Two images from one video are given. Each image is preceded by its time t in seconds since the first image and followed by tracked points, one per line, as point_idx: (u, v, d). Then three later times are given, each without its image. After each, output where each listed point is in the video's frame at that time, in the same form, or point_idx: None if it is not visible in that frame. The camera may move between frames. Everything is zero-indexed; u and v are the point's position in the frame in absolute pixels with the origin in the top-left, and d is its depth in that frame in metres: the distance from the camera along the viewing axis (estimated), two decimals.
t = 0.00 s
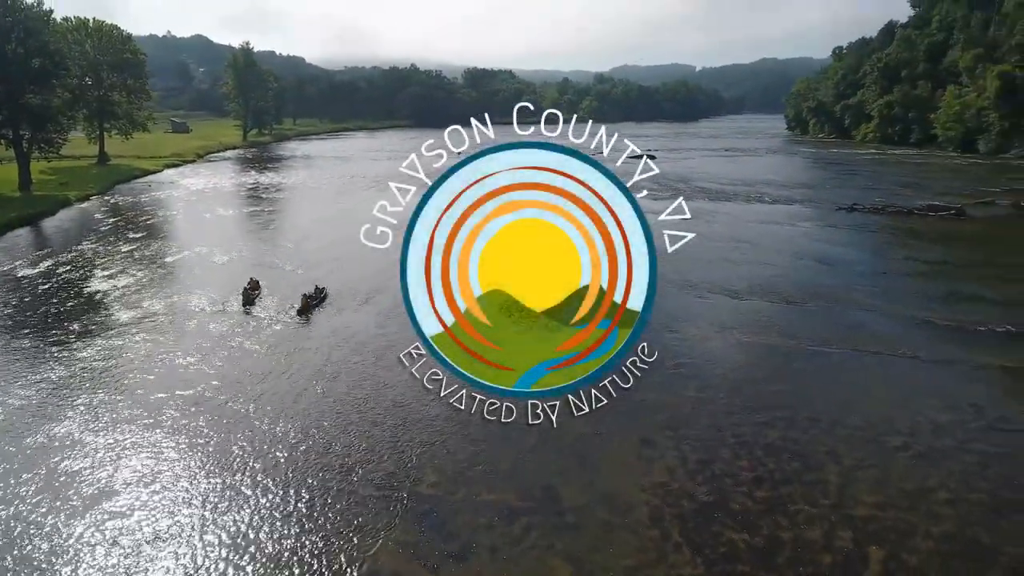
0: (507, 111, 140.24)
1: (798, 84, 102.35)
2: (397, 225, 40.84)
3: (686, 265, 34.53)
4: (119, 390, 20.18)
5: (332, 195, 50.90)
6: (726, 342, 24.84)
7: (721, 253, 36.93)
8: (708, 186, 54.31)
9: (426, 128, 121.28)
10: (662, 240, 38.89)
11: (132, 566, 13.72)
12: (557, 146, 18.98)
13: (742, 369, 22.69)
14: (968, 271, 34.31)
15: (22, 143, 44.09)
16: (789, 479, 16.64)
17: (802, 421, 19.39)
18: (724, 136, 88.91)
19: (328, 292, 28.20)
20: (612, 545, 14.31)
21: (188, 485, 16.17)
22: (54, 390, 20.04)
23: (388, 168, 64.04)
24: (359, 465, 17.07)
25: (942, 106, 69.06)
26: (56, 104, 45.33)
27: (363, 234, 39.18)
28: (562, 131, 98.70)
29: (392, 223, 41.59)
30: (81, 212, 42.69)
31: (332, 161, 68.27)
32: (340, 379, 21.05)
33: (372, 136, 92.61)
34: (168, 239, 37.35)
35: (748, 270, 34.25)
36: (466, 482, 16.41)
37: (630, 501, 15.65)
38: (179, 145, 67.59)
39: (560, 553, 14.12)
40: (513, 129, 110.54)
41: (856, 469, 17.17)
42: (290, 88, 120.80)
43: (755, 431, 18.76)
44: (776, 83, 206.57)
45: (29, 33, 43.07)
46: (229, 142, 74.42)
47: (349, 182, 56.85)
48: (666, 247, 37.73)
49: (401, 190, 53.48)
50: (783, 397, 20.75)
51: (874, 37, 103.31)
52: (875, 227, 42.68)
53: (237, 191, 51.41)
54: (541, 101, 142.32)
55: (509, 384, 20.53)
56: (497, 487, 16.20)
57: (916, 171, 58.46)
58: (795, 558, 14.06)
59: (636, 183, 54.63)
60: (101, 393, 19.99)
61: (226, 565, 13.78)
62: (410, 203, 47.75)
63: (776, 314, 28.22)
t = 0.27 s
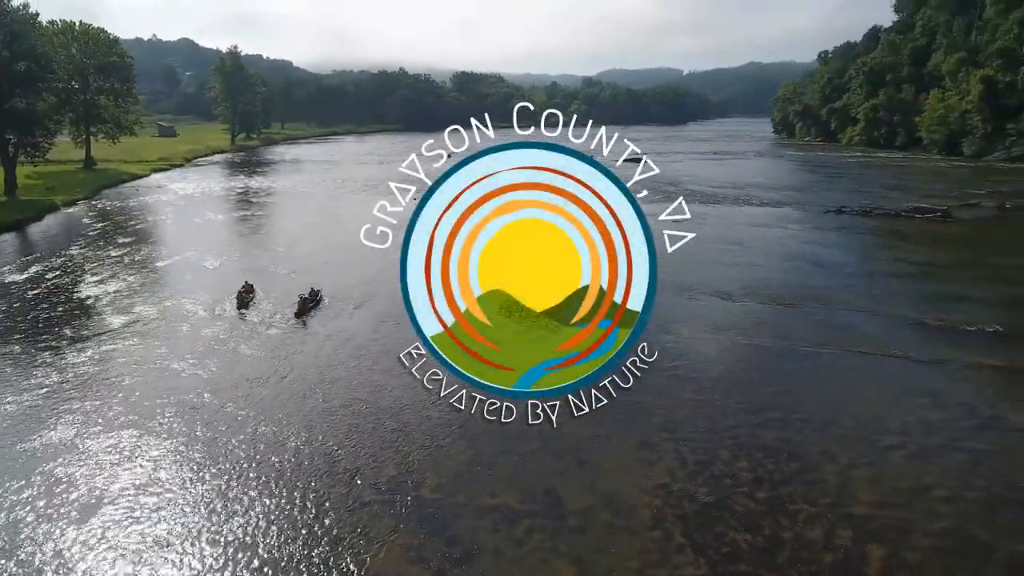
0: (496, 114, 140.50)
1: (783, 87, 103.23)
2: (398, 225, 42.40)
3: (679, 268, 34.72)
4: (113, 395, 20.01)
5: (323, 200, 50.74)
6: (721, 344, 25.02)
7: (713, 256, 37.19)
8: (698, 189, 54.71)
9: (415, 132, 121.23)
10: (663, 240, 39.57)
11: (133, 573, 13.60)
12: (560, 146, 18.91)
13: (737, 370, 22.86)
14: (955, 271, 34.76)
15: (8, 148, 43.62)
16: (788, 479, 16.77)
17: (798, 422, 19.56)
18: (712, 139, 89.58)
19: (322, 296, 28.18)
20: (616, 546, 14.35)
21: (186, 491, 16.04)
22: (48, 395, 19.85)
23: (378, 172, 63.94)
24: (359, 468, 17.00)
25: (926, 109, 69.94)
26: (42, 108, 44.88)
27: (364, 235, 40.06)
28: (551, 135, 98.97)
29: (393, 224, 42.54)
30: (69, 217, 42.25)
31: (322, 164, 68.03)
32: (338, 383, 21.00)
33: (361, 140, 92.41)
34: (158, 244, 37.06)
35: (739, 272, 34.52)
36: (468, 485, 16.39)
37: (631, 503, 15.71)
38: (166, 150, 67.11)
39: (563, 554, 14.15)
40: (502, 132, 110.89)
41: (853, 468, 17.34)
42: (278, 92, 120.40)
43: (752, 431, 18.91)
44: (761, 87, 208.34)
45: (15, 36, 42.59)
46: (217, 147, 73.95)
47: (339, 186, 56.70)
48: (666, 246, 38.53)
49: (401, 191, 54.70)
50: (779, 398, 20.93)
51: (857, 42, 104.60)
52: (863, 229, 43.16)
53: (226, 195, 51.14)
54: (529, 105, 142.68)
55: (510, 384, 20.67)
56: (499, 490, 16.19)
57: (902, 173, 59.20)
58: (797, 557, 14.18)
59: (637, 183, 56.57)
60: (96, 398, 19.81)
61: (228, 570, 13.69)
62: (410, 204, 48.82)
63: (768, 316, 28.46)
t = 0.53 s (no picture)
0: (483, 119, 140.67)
1: (769, 91, 104.14)
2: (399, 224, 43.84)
3: (671, 270, 34.94)
4: (107, 401, 19.78)
5: (312, 204, 50.51)
6: (714, 346, 25.21)
7: (703, 258, 37.45)
8: (686, 192, 55.11)
9: (402, 136, 121.08)
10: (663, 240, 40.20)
11: None
12: (561, 146, 18.95)
13: (731, 371, 23.04)
14: (941, 273, 35.21)
15: None
16: (786, 479, 16.91)
17: (794, 422, 19.74)
18: (698, 143, 90.29)
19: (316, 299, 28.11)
20: (618, 548, 14.40)
21: (185, 497, 15.89)
22: (40, 401, 19.62)
23: (367, 176, 63.75)
24: (358, 473, 16.91)
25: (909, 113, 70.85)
26: (27, 112, 44.28)
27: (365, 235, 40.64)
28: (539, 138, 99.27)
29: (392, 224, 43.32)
30: (54, 223, 41.73)
31: (310, 168, 67.74)
32: (334, 387, 20.92)
33: (348, 144, 92.05)
34: (147, 249, 36.70)
35: (730, 274, 34.81)
36: (469, 488, 16.37)
37: (632, 504, 15.77)
38: (151, 154, 66.46)
39: (567, 556, 14.17)
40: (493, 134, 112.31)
41: (849, 468, 17.52)
42: (264, 97, 119.80)
43: (750, 433, 19.03)
44: (745, 92, 210.24)
45: None
46: (203, 151, 73.38)
47: (328, 190, 56.49)
48: (666, 247, 39.13)
49: (402, 191, 56.16)
50: (774, 398, 21.12)
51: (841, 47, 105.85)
52: (850, 231, 43.68)
53: (215, 199, 50.78)
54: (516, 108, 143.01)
55: (510, 384, 20.82)
56: (500, 493, 16.18)
57: (887, 176, 59.98)
58: (797, 556, 14.30)
59: (637, 183, 58.21)
60: (89, 404, 19.58)
61: None
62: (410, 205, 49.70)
63: (760, 317, 28.71)
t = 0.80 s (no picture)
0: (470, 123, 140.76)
1: (753, 95, 105.21)
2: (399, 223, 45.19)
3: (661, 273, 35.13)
4: (97, 409, 19.49)
5: (300, 208, 50.22)
6: (707, 347, 25.37)
7: (693, 261, 37.69)
8: (674, 195, 55.48)
9: (389, 139, 120.81)
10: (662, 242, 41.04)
11: None
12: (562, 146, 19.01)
13: (726, 372, 23.17)
14: (926, 273, 35.71)
15: None
16: (783, 479, 17.02)
17: (789, 422, 19.89)
18: (684, 146, 90.95)
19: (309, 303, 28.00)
20: (621, 549, 14.41)
21: (181, 504, 15.68)
22: (29, 410, 19.29)
23: (354, 181, 63.51)
24: (356, 477, 16.82)
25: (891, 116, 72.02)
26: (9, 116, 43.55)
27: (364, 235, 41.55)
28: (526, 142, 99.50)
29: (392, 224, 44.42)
30: (37, 228, 41.09)
31: (297, 173, 67.34)
32: (330, 391, 20.81)
33: (334, 148, 91.67)
34: (133, 254, 36.23)
35: (720, 276, 35.07)
36: (469, 492, 16.30)
37: (632, 505, 15.80)
38: (135, 158, 65.78)
39: (569, 559, 14.17)
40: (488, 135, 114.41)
41: (845, 467, 17.68)
42: (249, 101, 119.03)
43: (745, 433, 19.17)
44: (729, 96, 212.14)
45: None
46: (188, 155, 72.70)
47: (316, 194, 56.19)
48: (666, 246, 40.18)
49: (402, 191, 57.75)
50: (769, 399, 21.28)
51: (823, 52, 107.24)
52: (836, 233, 44.18)
53: (201, 204, 50.33)
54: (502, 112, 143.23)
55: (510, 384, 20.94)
56: (500, 496, 16.14)
57: (871, 178, 60.77)
58: (797, 555, 14.40)
59: (637, 183, 60.14)
60: (80, 412, 19.28)
61: None
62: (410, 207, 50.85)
63: (751, 319, 28.95)
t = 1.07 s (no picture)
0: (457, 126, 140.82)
1: (738, 99, 106.16)
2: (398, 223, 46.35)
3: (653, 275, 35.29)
4: (89, 415, 19.23)
5: (288, 211, 49.96)
6: (701, 349, 25.51)
7: (683, 263, 37.91)
8: (663, 198, 55.81)
9: (376, 143, 120.55)
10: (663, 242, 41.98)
11: None
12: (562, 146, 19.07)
13: (720, 373, 23.32)
14: (913, 274, 36.14)
15: None
16: (780, 479, 17.14)
17: (784, 423, 20.04)
18: (671, 149, 91.53)
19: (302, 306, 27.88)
20: (622, 550, 14.44)
21: (177, 511, 15.52)
22: (20, 417, 19.01)
23: (343, 184, 63.28)
24: (354, 481, 16.74)
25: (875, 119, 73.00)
26: None
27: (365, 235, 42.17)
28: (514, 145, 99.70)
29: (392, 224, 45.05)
30: (22, 233, 40.53)
31: (285, 176, 66.99)
32: (326, 395, 20.69)
33: (321, 151, 91.31)
34: (120, 259, 35.83)
35: (710, 278, 35.30)
36: (468, 495, 16.27)
37: (632, 507, 15.84)
38: (120, 162, 65.10)
39: (571, 560, 14.18)
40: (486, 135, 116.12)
41: (841, 466, 17.84)
42: (235, 104, 118.30)
43: (742, 433, 19.29)
44: (714, 100, 213.90)
45: None
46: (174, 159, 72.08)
47: (304, 197, 55.92)
48: (667, 246, 41.02)
49: (401, 191, 58.59)
50: (763, 399, 21.44)
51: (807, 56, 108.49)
52: (824, 235, 44.65)
53: (189, 208, 49.92)
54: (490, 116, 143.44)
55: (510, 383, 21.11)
56: (499, 498, 16.11)
57: (856, 181, 61.48)
58: (796, 553, 14.51)
59: (637, 183, 61.89)
60: (71, 418, 19.02)
61: None
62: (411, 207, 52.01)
63: (743, 320, 29.16)
